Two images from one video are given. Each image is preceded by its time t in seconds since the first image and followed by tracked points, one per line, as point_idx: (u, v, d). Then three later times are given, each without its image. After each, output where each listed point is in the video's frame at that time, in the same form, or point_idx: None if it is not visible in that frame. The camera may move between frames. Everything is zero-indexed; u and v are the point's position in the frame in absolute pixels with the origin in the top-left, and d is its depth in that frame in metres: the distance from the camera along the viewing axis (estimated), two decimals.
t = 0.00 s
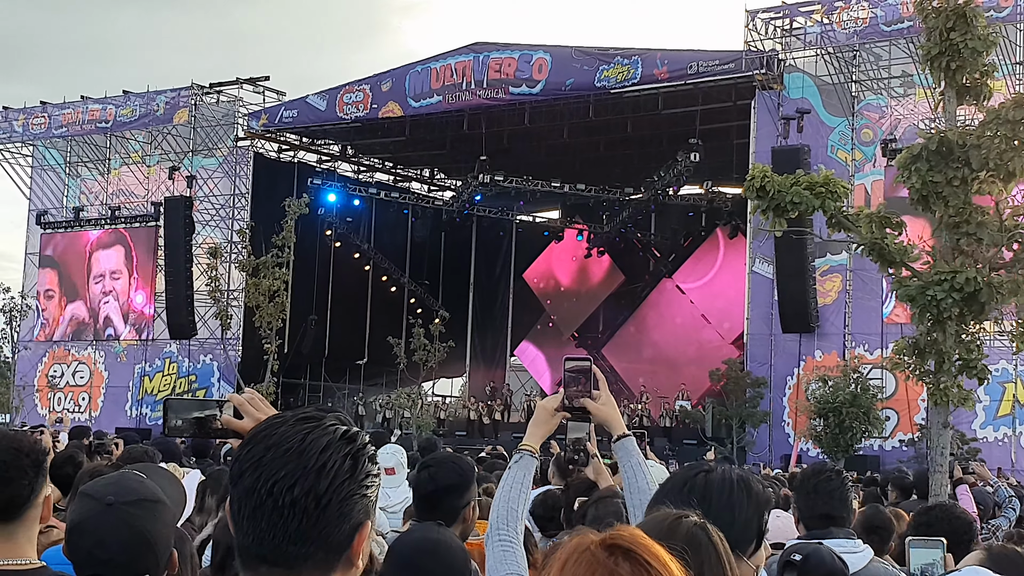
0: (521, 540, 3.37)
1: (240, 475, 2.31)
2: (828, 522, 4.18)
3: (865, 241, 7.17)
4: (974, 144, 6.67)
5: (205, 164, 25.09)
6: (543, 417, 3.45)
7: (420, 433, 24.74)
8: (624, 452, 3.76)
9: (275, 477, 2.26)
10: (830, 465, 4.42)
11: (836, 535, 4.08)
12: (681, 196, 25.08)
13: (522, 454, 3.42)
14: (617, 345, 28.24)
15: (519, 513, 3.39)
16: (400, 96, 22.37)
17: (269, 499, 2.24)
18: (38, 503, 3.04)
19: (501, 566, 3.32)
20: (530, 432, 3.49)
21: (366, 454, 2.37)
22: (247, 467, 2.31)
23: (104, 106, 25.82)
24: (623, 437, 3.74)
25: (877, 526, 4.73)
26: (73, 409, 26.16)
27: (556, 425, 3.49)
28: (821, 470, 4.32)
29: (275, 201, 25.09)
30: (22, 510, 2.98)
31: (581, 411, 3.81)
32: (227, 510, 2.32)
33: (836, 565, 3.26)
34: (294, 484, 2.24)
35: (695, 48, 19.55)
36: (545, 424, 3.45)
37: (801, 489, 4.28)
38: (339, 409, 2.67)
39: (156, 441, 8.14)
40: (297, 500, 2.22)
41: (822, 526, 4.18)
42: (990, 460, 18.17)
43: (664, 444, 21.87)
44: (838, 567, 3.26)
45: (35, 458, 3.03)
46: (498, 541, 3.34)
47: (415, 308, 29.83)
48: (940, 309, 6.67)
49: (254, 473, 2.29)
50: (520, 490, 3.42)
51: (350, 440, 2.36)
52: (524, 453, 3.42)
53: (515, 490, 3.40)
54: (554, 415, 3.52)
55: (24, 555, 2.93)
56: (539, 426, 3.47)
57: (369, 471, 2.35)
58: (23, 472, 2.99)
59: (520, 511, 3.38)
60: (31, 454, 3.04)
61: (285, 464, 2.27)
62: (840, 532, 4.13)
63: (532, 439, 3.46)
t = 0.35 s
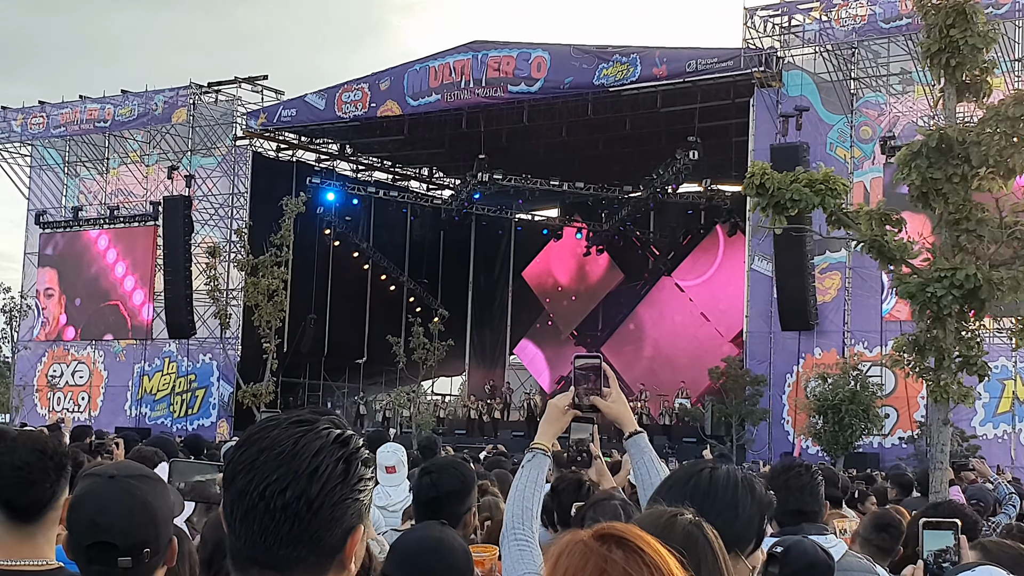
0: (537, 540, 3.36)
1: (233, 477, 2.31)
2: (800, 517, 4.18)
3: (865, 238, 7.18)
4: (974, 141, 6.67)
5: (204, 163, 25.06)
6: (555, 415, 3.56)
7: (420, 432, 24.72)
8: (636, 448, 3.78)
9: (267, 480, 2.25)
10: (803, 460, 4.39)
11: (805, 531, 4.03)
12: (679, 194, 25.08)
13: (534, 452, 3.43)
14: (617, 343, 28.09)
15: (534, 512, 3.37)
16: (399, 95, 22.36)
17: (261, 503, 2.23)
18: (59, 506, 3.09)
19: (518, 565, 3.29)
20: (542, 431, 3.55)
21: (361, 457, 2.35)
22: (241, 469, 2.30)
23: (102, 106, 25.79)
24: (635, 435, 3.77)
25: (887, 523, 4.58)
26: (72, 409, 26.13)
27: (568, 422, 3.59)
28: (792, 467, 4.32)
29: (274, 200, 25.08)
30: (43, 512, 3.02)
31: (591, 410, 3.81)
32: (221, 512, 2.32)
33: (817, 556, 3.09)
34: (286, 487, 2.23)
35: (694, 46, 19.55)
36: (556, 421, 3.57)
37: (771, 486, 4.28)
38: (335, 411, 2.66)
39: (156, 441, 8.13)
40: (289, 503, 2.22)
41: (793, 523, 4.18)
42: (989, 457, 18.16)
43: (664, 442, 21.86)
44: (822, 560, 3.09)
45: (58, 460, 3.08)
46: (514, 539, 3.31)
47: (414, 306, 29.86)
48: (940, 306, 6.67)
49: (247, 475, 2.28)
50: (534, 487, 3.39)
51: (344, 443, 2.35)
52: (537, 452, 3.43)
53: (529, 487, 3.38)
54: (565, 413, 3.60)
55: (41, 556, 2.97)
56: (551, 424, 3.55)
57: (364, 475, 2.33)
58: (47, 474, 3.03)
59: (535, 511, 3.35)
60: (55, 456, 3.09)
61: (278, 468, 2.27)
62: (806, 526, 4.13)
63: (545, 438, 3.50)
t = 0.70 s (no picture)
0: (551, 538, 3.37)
1: (235, 472, 2.29)
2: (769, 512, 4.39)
3: (869, 236, 7.17)
4: (979, 139, 6.65)
5: (207, 160, 25.06)
6: (568, 415, 3.54)
7: (422, 429, 24.69)
8: (649, 445, 3.81)
9: (269, 474, 2.23)
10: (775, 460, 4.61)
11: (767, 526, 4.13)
12: (682, 192, 25.05)
13: (549, 452, 3.45)
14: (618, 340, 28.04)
15: (548, 512, 3.38)
16: (402, 92, 22.33)
17: (264, 497, 2.21)
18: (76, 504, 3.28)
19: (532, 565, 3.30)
20: (555, 429, 3.54)
21: (363, 451, 2.34)
22: (243, 463, 2.28)
23: (105, 102, 25.79)
24: (648, 432, 3.80)
25: (869, 516, 4.46)
26: (74, 405, 26.14)
27: (581, 421, 3.58)
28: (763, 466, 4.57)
29: (277, 197, 25.07)
30: (57, 510, 3.20)
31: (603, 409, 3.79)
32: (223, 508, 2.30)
33: (803, 546, 3.16)
34: (289, 481, 2.21)
35: (697, 44, 19.53)
36: (569, 421, 3.55)
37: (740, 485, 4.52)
38: (336, 405, 2.64)
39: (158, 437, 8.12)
40: (292, 498, 2.20)
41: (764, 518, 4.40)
42: (992, 457, 18.13)
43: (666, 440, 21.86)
44: (809, 550, 3.15)
45: (73, 458, 3.27)
46: (530, 537, 3.33)
47: (416, 304, 29.88)
48: (944, 305, 6.63)
49: (249, 470, 2.26)
50: (549, 488, 3.42)
51: (346, 437, 2.33)
52: (552, 453, 3.44)
53: (544, 487, 3.40)
54: (578, 413, 3.59)
55: (57, 553, 3.15)
56: (565, 424, 3.54)
57: (365, 468, 2.32)
58: (62, 472, 3.22)
59: (549, 512, 3.36)
60: (71, 454, 3.28)
61: (280, 462, 2.25)
62: (773, 519, 4.33)
63: (558, 438, 3.49)
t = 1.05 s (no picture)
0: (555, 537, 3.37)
1: (242, 464, 2.30)
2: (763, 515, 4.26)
3: (875, 238, 7.16)
4: (985, 142, 6.65)
5: (211, 157, 25.09)
6: (576, 415, 3.56)
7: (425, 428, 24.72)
8: (658, 446, 3.81)
9: (277, 464, 2.25)
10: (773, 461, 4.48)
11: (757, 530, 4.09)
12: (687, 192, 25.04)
13: (556, 453, 3.46)
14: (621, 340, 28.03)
15: (556, 511, 3.37)
16: (407, 91, 22.35)
17: (272, 487, 2.23)
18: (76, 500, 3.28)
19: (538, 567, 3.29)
20: (563, 430, 3.56)
21: (371, 442, 2.36)
22: (250, 455, 2.30)
23: (110, 98, 25.82)
24: (656, 434, 3.80)
25: (840, 516, 4.54)
26: (78, 401, 26.18)
27: (589, 422, 3.60)
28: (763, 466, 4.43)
29: (281, 195, 25.09)
30: (58, 505, 3.21)
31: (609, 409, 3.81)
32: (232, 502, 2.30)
33: (800, 546, 3.09)
34: (296, 471, 2.23)
35: (702, 44, 19.54)
36: (577, 421, 3.57)
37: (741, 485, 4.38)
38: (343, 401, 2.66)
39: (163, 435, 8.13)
40: (299, 487, 2.21)
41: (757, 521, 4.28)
42: (995, 459, 18.13)
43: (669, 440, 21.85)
44: (802, 548, 3.09)
45: (74, 455, 3.27)
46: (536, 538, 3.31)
47: (420, 302, 29.93)
48: (950, 306, 6.62)
49: (257, 461, 2.28)
50: (557, 488, 3.42)
51: (353, 428, 2.35)
52: (558, 452, 3.45)
53: (552, 488, 3.40)
54: (586, 413, 3.61)
55: (56, 550, 3.18)
56: (572, 424, 3.55)
57: (374, 460, 2.34)
58: (63, 468, 3.22)
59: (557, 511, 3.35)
60: (72, 450, 3.29)
61: (287, 452, 2.26)
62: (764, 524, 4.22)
63: (565, 438, 3.50)
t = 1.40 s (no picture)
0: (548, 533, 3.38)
1: (246, 469, 2.34)
2: (784, 518, 4.24)
3: (869, 237, 7.22)
4: (978, 142, 6.73)
5: (207, 159, 25.12)
6: (571, 415, 3.56)
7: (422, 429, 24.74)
8: (652, 447, 3.82)
9: (281, 467, 2.29)
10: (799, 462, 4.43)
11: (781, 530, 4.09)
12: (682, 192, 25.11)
13: (549, 452, 3.48)
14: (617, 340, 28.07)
15: (547, 511, 3.41)
16: (403, 92, 22.39)
17: (275, 491, 2.27)
18: (47, 506, 3.17)
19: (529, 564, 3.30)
20: (558, 429, 3.56)
21: (374, 446, 2.41)
22: (254, 460, 2.34)
23: (105, 101, 25.83)
24: (650, 434, 3.83)
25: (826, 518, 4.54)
26: (73, 404, 26.19)
27: (584, 421, 3.60)
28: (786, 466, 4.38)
29: (277, 197, 25.12)
30: (28, 511, 3.11)
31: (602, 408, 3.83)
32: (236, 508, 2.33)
33: (787, 547, 3.40)
34: (300, 474, 2.28)
35: (697, 45, 19.61)
36: (572, 420, 3.57)
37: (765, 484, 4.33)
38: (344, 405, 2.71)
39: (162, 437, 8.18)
40: (302, 491, 2.25)
41: (780, 523, 4.24)
42: (990, 457, 18.21)
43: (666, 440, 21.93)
44: (792, 550, 3.40)
45: (45, 460, 3.15)
46: (528, 538, 3.34)
47: (416, 303, 30.01)
48: (944, 306, 6.68)
49: (261, 465, 2.32)
50: (549, 489, 3.44)
51: (357, 432, 2.40)
52: (553, 452, 3.47)
53: (545, 488, 3.42)
54: (581, 413, 3.62)
55: (25, 557, 3.06)
56: (567, 423, 3.56)
57: (377, 463, 2.38)
58: (32, 474, 3.11)
59: (549, 511, 3.39)
60: (42, 456, 3.17)
61: (291, 456, 2.31)
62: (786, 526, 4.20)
63: (559, 437, 3.52)
